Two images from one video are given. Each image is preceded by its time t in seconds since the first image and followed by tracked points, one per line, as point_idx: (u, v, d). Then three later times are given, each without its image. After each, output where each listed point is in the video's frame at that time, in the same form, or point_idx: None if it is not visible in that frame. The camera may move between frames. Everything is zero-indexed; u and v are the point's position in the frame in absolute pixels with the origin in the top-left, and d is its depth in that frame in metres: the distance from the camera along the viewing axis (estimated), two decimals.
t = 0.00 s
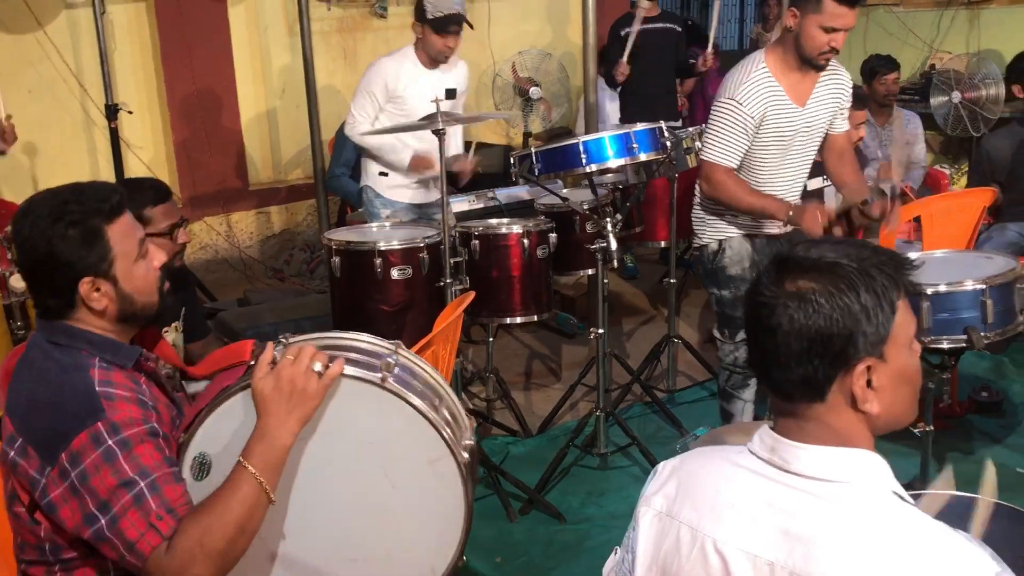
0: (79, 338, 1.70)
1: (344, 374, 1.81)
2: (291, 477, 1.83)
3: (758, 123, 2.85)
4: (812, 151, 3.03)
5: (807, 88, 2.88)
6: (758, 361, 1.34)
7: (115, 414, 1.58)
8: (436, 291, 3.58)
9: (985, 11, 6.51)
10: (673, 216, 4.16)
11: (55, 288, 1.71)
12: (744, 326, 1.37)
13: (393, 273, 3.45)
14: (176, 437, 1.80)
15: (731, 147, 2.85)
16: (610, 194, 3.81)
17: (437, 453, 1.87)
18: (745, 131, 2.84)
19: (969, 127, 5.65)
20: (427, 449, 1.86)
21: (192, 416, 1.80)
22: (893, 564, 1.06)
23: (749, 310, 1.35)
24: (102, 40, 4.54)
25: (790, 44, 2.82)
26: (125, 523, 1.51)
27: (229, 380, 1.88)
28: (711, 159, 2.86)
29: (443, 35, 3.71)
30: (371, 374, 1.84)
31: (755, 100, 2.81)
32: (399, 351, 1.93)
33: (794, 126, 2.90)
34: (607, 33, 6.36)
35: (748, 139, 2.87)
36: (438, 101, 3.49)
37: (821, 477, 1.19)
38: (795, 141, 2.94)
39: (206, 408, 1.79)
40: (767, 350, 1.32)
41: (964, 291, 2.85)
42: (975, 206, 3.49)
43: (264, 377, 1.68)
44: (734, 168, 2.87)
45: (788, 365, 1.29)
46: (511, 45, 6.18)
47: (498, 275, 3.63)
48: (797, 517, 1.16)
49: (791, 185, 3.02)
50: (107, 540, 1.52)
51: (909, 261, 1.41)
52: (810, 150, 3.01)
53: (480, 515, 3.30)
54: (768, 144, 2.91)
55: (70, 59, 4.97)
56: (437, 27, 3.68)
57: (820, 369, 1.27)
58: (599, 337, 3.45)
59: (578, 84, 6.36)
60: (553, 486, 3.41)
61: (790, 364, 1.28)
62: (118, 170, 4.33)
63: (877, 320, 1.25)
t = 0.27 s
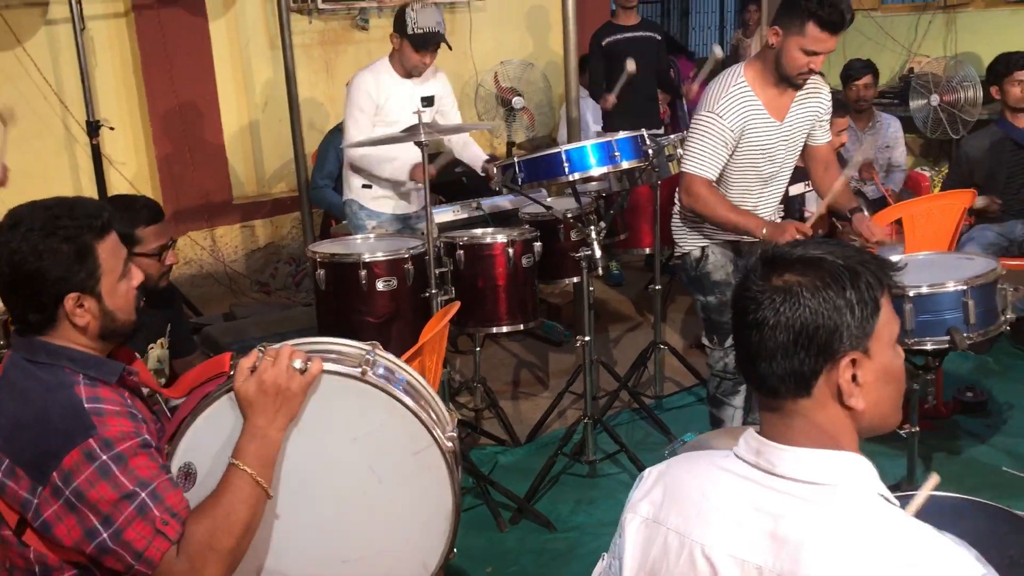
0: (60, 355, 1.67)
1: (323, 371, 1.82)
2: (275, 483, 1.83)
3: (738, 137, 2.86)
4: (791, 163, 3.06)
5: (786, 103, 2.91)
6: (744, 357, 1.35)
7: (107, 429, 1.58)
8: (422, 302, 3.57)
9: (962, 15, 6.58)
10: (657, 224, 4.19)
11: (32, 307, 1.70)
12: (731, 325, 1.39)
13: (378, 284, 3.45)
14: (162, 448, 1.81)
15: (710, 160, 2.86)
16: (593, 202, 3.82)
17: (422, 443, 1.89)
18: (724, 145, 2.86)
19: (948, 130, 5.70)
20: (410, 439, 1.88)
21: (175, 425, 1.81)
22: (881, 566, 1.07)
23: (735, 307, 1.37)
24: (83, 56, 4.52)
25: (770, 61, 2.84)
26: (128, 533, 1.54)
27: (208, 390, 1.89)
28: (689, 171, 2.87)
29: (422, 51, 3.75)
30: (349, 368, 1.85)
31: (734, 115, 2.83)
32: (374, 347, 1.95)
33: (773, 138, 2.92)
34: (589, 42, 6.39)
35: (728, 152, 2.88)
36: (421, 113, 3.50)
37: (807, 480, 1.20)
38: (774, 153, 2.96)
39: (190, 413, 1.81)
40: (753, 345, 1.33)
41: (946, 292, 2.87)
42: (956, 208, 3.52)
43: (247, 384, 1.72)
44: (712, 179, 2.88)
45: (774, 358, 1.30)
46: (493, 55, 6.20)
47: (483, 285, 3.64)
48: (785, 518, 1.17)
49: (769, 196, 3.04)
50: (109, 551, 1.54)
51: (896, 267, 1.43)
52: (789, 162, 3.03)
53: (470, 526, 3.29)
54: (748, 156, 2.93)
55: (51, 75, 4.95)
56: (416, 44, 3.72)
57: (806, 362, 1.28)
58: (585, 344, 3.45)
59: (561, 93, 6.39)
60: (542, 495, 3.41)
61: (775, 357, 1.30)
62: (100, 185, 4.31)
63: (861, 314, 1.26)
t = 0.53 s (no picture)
0: (50, 381, 1.67)
1: (312, 393, 1.81)
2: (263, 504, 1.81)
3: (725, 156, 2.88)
4: (779, 182, 3.07)
5: (772, 122, 2.93)
6: (742, 380, 1.36)
7: (98, 453, 1.56)
8: (411, 325, 3.56)
9: (943, 33, 6.65)
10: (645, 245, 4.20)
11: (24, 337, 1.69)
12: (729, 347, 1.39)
13: (367, 308, 3.44)
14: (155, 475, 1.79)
15: (698, 179, 2.87)
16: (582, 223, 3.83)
17: (412, 462, 1.87)
18: (711, 164, 2.87)
19: (932, 147, 5.75)
20: (401, 459, 1.86)
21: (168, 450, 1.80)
22: None
23: (733, 329, 1.37)
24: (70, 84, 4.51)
25: (755, 81, 2.87)
26: (119, 559, 1.52)
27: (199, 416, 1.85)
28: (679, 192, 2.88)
29: (402, 57, 3.76)
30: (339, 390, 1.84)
31: (719, 134, 2.85)
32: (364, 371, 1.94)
33: (761, 158, 2.93)
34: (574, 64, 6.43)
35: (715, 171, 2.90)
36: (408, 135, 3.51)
37: (800, 504, 1.21)
38: (762, 172, 2.97)
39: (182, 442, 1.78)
40: (751, 368, 1.33)
41: (935, 310, 2.89)
42: (942, 224, 3.54)
43: (235, 405, 1.71)
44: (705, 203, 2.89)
45: (772, 381, 1.30)
46: (479, 78, 6.23)
47: (473, 307, 3.63)
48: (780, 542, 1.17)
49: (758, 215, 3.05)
50: None
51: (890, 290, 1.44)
52: (778, 181, 3.04)
53: (462, 550, 3.27)
54: (737, 175, 2.95)
55: (38, 102, 4.94)
56: (396, 52, 3.74)
57: (805, 385, 1.28)
58: (576, 365, 3.45)
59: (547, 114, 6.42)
60: (535, 517, 3.40)
61: (773, 380, 1.30)
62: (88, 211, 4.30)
63: (859, 338, 1.27)
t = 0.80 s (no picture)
0: (55, 422, 1.68)
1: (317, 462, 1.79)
2: (263, 564, 1.78)
3: (718, 187, 2.88)
4: (774, 214, 3.06)
5: (767, 155, 2.93)
6: (739, 415, 1.34)
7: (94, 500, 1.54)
8: (407, 361, 3.54)
9: (932, 65, 6.72)
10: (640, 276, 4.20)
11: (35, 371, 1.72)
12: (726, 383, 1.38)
13: (363, 344, 3.42)
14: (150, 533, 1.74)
15: (691, 210, 2.88)
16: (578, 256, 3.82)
17: (418, 527, 1.87)
18: (704, 195, 2.87)
19: (925, 178, 5.77)
20: (408, 526, 1.86)
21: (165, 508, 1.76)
22: None
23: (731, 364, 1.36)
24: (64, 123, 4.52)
25: (748, 116, 2.88)
26: None
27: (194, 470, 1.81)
28: (672, 222, 2.89)
29: (407, 111, 3.76)
30: (344, 456, 1.82)
31: (713, 166, 2.86)
32: (366, 424, 1.91)
33: (755, 190, 2.93)
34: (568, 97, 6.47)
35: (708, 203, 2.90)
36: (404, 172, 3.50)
37: (798, 540, 1.18)
38: (756, 205, 2.97)
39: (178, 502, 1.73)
40: (747, 403, 1.32)
41: (934, 341, 2.88)
42: (937, 255, 3.56)
43: (239, 470, 1.65)
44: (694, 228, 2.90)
45: (769, 415, 1.28)
46: (474, 112, 6.27)
47: (469, 342, 3.62)
48: None
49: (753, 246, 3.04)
50: None
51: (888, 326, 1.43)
52: (772, 213, 3.03)
53: None
54: (730, 207, 2.95)
55: (32, 142, 4.94)
56: (402, 104, 3.75)
57: (802, 420, 1.26)
58: (573, 400, 3.42)
59: (542, 148, 6.45)
60: (533, 555, 3.35)
61: (771, 414, 1.28)
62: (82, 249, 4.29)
63: (857, 372, 1.26)
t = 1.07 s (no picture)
0: (70, 465, 1.72)
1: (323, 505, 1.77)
2: None
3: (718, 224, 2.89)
4: (775, 250, 3.05)
5: (765, 192, 2.95)
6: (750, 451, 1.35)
7: (110, 542, 1.64)
8: (409, 400, 3.52)
9: (927, 98, 6.79)
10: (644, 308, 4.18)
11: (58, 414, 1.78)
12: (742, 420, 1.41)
13: (365, 382, 3.40)
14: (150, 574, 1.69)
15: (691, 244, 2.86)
16: (581, 291, 3.81)
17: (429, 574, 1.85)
18: (703, 230, 2.87)
19: (923, 209, 5.80)
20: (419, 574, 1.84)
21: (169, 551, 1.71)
22: None
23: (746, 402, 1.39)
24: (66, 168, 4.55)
25: (746, 153, 2.91)
26: None
27: (203, 513, 1.79)
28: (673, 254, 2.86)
29: (399, 139, 3.80)
30: (351, 500, 1.79)
31: (712, 202, 2.87)
32: (376, 467, 1.89)
33: (754, 226, 2.94)
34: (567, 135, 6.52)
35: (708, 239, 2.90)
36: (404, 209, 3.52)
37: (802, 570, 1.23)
38: (756, 241, 2.97)
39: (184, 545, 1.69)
40: (759, 440, 1.33)
41: (937, 371, 2.87)
42: (939, 285, 3.55)
43: (244, 515, 1.64)
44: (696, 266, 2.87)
45: (781, 452, 1.29)
46: (474, 150, 6.31)
47: (472, 378, 3.60)
48: None
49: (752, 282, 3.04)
50: None
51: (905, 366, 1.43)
52: (774, 249, 3.03)
53: None
54: (729, 243, 2.95)
55: (33, 187, 4.97)
56: (393, 134, 3.79)
57: (812, 456, 1.28)
58: (578, 436, 3.39)
59: (542, 185, 6.48)
60: None
61: (782, 451, 1.29)
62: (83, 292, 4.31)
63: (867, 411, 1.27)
